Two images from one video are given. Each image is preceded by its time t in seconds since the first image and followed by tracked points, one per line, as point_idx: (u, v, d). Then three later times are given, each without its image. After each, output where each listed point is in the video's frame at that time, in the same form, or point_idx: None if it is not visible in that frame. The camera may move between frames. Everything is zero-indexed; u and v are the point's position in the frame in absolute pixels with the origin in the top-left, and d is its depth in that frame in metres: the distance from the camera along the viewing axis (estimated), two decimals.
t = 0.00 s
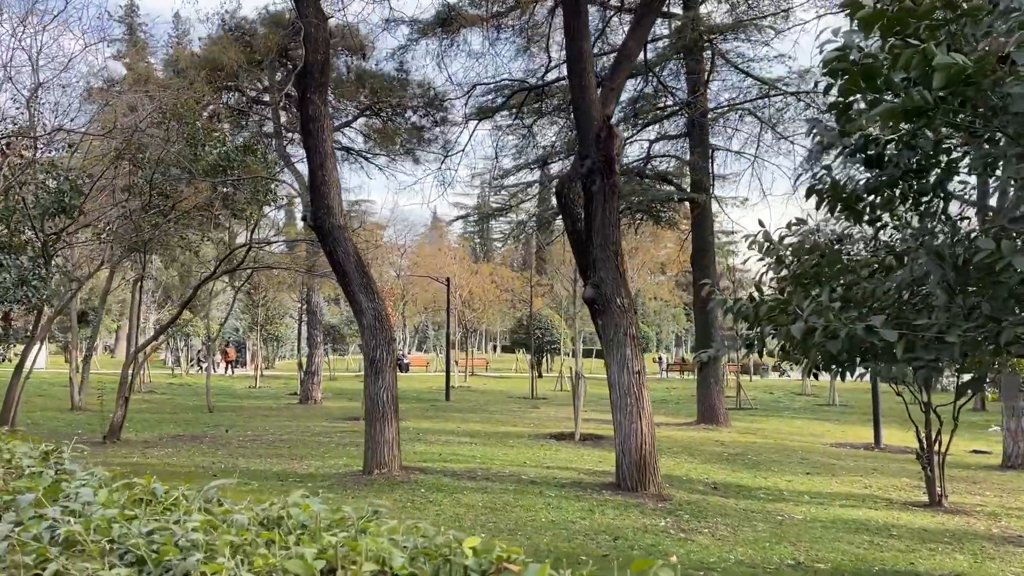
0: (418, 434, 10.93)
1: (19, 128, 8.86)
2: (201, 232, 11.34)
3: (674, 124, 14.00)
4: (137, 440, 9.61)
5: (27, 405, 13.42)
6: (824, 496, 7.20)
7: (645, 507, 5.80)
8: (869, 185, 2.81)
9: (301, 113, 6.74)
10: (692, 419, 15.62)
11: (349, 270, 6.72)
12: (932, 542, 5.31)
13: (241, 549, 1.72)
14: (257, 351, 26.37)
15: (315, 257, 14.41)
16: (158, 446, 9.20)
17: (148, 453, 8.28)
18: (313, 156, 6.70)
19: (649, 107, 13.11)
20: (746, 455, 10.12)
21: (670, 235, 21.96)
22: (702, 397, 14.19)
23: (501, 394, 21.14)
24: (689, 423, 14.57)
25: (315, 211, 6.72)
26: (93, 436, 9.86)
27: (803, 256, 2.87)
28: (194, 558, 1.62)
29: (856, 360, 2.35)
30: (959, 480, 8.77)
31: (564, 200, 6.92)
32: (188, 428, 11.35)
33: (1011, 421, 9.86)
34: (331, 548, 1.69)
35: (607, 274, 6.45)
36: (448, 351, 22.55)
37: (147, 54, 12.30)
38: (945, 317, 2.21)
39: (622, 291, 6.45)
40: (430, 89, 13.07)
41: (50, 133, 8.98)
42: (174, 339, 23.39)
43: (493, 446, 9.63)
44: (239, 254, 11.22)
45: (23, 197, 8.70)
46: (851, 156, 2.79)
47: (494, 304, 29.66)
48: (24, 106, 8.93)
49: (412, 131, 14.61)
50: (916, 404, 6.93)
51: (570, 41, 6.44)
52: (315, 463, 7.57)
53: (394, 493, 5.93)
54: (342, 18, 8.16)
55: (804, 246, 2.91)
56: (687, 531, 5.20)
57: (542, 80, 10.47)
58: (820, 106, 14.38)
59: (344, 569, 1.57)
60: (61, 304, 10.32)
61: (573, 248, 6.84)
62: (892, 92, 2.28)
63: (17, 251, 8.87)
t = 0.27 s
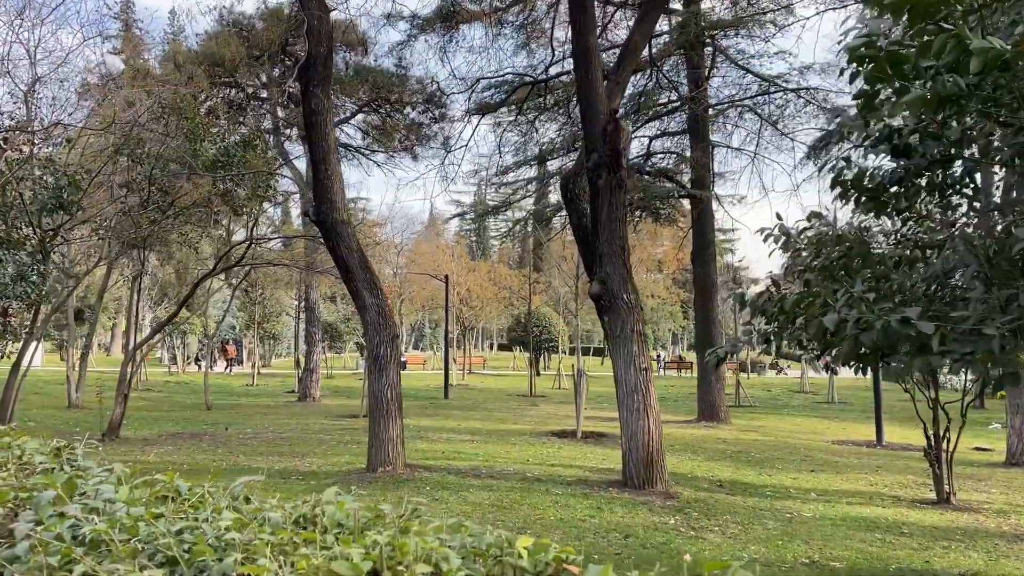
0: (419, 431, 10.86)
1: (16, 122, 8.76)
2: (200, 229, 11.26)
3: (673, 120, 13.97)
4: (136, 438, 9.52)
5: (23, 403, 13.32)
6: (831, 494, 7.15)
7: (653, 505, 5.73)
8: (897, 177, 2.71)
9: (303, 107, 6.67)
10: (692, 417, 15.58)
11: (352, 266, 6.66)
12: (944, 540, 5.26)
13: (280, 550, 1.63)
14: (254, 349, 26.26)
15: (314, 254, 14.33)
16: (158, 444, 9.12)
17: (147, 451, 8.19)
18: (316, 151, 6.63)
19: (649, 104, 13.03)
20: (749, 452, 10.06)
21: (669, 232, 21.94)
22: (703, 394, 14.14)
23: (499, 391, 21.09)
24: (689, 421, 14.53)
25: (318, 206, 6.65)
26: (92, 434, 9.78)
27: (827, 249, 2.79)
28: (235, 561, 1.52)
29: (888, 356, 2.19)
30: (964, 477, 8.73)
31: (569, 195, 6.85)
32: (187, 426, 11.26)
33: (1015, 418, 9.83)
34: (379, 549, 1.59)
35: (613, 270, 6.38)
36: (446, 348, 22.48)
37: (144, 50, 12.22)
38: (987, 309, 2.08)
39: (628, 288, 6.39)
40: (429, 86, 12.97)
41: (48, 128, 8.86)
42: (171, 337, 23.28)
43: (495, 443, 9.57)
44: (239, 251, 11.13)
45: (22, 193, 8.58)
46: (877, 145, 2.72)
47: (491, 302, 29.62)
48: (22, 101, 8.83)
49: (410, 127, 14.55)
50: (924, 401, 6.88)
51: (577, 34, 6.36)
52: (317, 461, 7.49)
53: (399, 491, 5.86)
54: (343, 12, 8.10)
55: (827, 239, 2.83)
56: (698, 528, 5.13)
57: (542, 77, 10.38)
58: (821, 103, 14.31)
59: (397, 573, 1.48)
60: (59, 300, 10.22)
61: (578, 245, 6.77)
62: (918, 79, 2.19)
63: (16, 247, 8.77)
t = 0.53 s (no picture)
0: (421, 428, 10.76)
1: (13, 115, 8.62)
2: (199, 224, 11.14)
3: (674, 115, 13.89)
4: (136, 435, 9.41)
5: (20, 400, 13.20)
6: (842, 491, 7.07)
7: (665, 504, 5.64)
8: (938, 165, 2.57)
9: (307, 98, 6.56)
10: (694, 413, 15.49)
11: (357, 260, 6.55)
12: (962, 539, 5.17)
13: (327, 560, 1.56)
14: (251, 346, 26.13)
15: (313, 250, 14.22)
16: (158, 441, 9.01)
17: (147, 449, 8.07)
18: (320, 143, 6.53)
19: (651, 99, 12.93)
20: (754, 449, 9.98)
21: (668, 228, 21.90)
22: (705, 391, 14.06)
23: (499, 388, 21.00)
24: (691, 418, 14.45)
25: (323, 199, 6.55)
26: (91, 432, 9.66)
27: (856, 239, 2.68)
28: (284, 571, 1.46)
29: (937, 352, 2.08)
30: (973, 474, 8.66)
31: (577, 189, 6.75)
32: (187, 423, 11.16)
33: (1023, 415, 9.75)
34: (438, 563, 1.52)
35: (623, 264, 6.29)
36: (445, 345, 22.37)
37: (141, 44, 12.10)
38: None
39: (637, 283, 6.28)
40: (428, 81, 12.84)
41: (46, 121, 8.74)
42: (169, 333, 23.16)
43: (499, 440, 9.48)
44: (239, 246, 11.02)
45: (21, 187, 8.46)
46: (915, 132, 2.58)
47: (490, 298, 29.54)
48: (20, 94, 8.71)
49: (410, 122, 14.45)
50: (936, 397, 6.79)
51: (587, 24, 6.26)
52: (321, 459, 7.39)
53: (406, 489, 5.76)
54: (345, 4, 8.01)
55: (855, 228, 2.71)
56: (712, 527, 5.04)
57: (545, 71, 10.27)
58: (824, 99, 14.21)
59: None
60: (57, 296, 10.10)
61: (587, 240, 6.67)
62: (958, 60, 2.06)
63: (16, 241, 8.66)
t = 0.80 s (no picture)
0: (423, 429, 10.69)
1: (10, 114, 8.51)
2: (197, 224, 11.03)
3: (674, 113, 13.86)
4: (135, 438, 9.30)
5: (16, 402, 13.08)
6: (851, 494, 7.00)
7: (675, 508, 5.56)
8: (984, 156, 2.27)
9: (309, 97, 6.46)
10: (695, 413, 15.45)
11: (361, 262, 6.47)
12: (978, 544, 5.11)
13: None
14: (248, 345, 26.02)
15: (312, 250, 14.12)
16: (157, 444, 8.91)
17: (147, 453, 7.97)
18: (323, 143, 6.43)
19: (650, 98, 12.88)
20: (758, 450, 9.93)
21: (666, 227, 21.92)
22: (706, 391, 14.01)
23: (497, 388, 20.93)
24: (692, 418, 14.39)
25: (326, 200, 6.45)
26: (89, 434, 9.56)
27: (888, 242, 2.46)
28: None
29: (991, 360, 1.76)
30: (979, 475, 8.61)
31: (583, 188, 6.68)
32: (186, 425, 11.06)
33: None
34: None
35: (631, 265, 6.21)
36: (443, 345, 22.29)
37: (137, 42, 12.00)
38: None
39: (646, 284, 6.22)
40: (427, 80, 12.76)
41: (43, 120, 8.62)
42: (165, 333, 23.04)
43: (502, 441, 9.41)
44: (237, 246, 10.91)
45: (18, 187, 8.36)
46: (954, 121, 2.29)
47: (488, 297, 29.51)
48: (16, 93, 8.60)
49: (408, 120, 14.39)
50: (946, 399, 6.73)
51: (594, 21, 6.17)
52: (324, 462, 7.30)
53: (412, 495, 5.67)
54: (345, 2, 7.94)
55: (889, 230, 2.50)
56: (726, 533, 4.96)
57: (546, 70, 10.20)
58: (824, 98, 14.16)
59: None
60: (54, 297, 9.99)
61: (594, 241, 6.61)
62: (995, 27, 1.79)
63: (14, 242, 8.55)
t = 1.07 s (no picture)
0: (424, 427, 10.60)
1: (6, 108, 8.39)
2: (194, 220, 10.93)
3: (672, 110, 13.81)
4: (132, 436, 9.19)
5: (11, 400, 12.95)
6: (859, 491, 6.94)
7: (685, 506, 5.49)
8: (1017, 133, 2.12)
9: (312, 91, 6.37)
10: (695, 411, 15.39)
11: (365, 257, 6.39)
12: (992, 542, 5.04)
13: None
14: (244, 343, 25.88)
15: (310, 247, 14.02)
16: (156, 443, 8.81)
17: (146, 451, 7.88)
18: (326, 138, 6.35)
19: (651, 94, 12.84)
20: (761, 447, 9.87)
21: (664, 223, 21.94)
22: (707, 388, 13.95)
23: (494, 385, 20.84)
24: (692, 416, 14.33)
25: (328, 196, 6.36)
26: (86, 433, 9.45)
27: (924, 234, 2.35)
28: None
29: None
30: (985, 472, 8.56)
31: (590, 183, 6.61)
32: (184, 423, 10.96)
33: None
34: None
35: (638, 260, 6.12)
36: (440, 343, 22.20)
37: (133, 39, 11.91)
38: None
39: (653, 279, 6.12)
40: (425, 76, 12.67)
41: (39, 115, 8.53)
42: (161, 331, 22.91)
43: (504, 439, 9.34)
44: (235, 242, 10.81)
45: (16, 182, 8.26)
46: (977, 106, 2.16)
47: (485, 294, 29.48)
48: (12, 87, 8.48)
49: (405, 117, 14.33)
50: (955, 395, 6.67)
51: (600, 13, 6.08)
52: (326, 460, 7.21)
53: (418, 493, 5.59)
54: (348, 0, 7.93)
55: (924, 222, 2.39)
56: (737, 531, 4.88)
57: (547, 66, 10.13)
58: (824, 94, 14.11)
59: None
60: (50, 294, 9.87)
61: (601, 238, 6.53)
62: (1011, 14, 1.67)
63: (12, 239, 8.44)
